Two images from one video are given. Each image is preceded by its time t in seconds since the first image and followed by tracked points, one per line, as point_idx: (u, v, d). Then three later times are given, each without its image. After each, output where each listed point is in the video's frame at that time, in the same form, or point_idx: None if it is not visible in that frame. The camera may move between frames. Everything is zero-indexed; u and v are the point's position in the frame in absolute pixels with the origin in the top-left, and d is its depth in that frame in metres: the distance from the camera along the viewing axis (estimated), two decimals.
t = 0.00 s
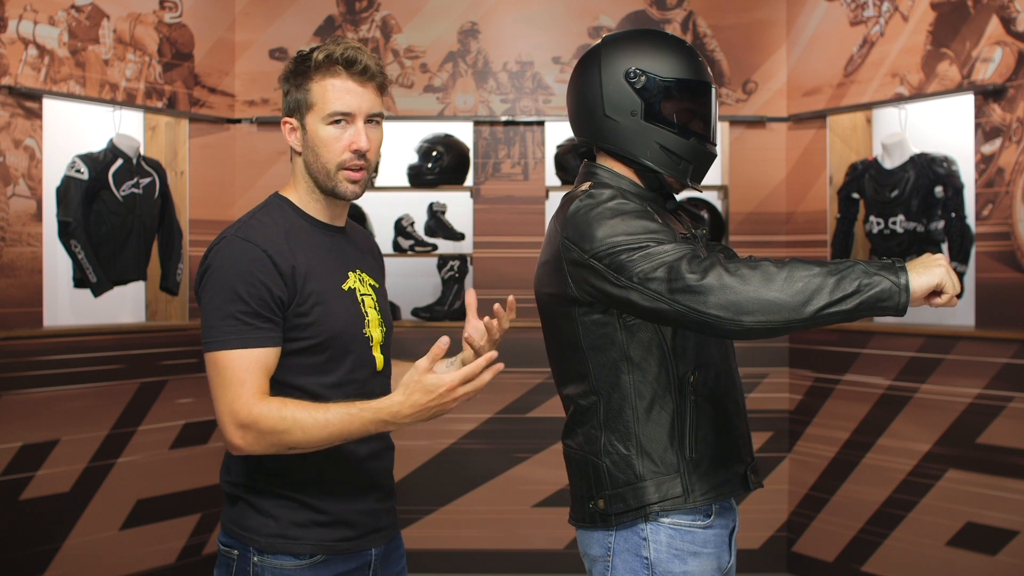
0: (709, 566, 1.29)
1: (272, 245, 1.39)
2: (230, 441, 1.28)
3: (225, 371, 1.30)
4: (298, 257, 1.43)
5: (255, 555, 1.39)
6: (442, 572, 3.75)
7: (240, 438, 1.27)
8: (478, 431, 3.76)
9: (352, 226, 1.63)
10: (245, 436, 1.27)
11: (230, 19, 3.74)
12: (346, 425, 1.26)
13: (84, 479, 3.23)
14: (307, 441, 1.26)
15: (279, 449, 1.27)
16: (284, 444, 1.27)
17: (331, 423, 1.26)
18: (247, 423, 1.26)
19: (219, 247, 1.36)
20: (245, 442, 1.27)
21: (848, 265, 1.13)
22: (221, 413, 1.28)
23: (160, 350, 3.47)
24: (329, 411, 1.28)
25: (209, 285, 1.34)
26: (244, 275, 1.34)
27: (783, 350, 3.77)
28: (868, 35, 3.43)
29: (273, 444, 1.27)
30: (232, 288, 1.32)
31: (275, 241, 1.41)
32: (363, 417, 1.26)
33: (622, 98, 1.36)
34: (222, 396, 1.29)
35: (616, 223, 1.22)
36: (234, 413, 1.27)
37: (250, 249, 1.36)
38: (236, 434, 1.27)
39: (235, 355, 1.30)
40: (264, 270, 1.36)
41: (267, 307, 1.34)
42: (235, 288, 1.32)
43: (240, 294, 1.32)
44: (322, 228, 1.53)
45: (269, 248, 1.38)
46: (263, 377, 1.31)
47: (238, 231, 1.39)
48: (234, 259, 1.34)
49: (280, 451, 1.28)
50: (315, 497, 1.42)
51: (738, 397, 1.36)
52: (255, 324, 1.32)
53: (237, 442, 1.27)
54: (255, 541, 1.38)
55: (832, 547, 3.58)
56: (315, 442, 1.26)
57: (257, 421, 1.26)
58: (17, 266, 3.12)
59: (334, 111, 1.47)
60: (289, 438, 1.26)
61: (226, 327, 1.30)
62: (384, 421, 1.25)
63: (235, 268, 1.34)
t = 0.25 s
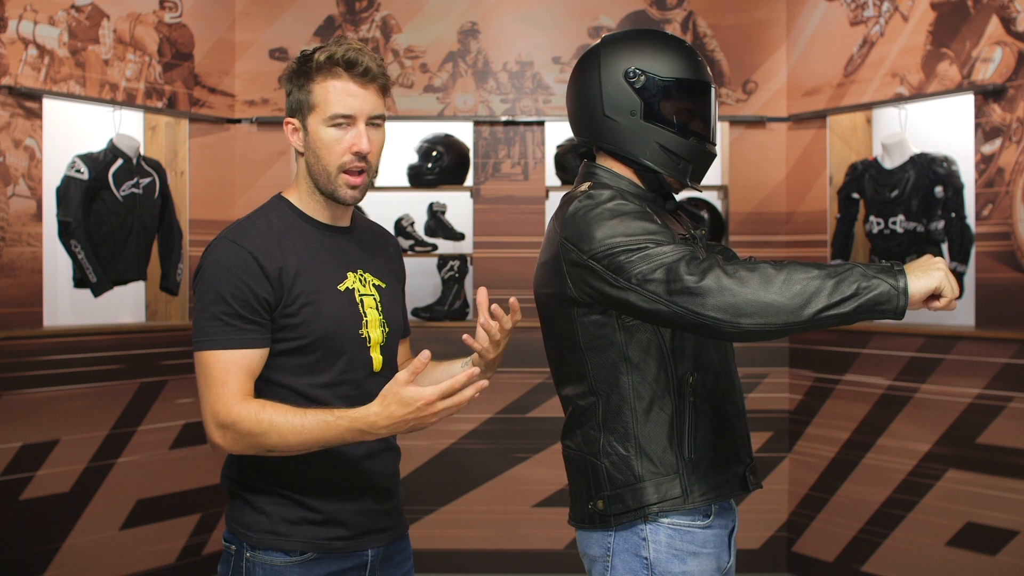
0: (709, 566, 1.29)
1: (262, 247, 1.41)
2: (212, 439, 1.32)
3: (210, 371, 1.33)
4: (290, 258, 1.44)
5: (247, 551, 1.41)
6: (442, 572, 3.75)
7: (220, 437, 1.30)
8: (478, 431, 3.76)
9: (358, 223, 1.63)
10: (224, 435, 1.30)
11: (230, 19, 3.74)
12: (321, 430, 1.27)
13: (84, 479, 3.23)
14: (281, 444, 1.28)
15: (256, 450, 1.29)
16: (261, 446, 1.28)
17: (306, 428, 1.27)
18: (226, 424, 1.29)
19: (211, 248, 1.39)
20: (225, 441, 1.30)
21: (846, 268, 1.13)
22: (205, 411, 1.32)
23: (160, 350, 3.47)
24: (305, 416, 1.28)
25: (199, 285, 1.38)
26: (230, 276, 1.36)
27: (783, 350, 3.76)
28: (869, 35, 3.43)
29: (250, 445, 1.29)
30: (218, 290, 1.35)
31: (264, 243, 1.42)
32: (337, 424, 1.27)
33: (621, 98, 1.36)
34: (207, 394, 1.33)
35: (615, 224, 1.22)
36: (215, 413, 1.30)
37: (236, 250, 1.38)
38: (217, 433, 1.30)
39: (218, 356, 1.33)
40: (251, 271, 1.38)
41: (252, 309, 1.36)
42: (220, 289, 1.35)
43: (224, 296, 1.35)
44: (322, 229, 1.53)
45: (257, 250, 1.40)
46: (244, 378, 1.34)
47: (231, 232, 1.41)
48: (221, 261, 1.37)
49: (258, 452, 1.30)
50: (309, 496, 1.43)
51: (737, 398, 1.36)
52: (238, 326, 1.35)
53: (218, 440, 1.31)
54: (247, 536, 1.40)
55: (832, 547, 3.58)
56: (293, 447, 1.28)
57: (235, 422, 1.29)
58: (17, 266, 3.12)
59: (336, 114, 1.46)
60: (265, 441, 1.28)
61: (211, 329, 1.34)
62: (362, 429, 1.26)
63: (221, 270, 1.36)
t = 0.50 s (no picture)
0: (708, 566, 1.29)
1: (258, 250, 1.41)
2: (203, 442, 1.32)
3: (201, 374, 1.33)
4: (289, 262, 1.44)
5: (250, 550, 1.41)
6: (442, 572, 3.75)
7: (210, 439, 1.30)
8: (478, 431, 3.76)
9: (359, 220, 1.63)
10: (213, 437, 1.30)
11: (230, 19, 3.74)
12: (307, 425, 1.27)
13: (84, 479, 3.23)
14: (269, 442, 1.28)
15: (246, 451, 1.29)
16: (249, 446, 1.28)
17: (292, 424, 1.27)
18: (215, 426, 1.29)
19: (207, 252, 1.40)
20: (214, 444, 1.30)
21: (846, 268, 1.13)
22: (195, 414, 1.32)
23: (160, 350, 3.47)
24: (291, 413, 1.29)
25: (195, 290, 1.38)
26: (224, 280, 1.36)
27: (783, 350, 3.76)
28: (869, 35, 3.43)
29: (239, 446, 1.29)
30: (212, 293, 1.35)
31: (261, 246, 1.42)
32: (321, 418, 1.27)
33: (621, 98, 1.36)
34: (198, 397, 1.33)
35: (615, 223, 1.22)
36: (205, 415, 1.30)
37: (231, 254, 1.38)
38: (207, 436, 1.30)
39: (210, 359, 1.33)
40: (246, 274, 1.38)
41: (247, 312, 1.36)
42: (214, 293, 1.35)
43: (218, 299, 1.35)
44: (325, 231, 1.52)
45: (252, 252, 1.40)
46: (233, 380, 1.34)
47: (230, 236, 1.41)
48: (215, 265, 1.37)
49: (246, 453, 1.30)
50: (312, 495, 1.43)
51: (737, 398, 1.36)
52: (231, 329, 1.35)
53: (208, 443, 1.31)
54: (250, 536, 1.41)
55: (832, 547, 3.58)
56: (282, 444, 1.28)
57: (223, 423, 1.29)
58: (17, 266, 3.12)
59: (367, 122, 1.46)
60: (253, 441, 1.28)
61: (205, 332, 1.34)
62: (347, 420, 1.25)
63: (214, 273, 1.37)
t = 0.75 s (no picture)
0: (708, 566, 1.29)
1: (266, 253, 1.40)
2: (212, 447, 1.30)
3: (212, 379, 1.32)
4: (296, 265, 1.44)
5: (258, 552, 1.41)
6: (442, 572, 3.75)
7: (220, 444, 1.29)
8: (478, 431, 3.76)
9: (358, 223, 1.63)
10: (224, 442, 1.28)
11: (230, 19, 3.74)
12: (322, 431, 1.26)
13: (84, 479, 3.23)
14: (282, 447, 1.27)
15: (258, 456, 1.28)
16: (261, 451, 1.27)
17: (309, 429, 1.27)
18: (227, 431, 1.28)
19: (214, 255, 1.38)
20: (224, 449, 1.29)
21: (847, 268, 1.13)
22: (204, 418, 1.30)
23: (160, 350, 3.47)
24: (306, 418, 1.28)
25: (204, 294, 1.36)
26: (235, 284, 1.35)
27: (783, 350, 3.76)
28: (868, 35, 3.43)
29: (250, 451, 1.28)
30: (223, 297, 1.34)
31: (270, 250, 1.42)
32: (337, 423, 1.26)
33: (622, 98, 1.36)
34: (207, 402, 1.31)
35: (616, 223, 1.22)
36: (216, 421, 1.29)
37: (242, 258, 1.38)
38: (216, 440, 1.29)
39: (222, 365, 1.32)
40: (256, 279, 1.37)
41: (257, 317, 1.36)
42: (225, 297, 1.34)
43: (231, 304, 1.34)
44: (326, 233, 1.52)
45: (260, 256, 1.39)
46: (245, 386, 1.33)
47: (234, 239, 1.40)
48: (225, 269, 1.36)
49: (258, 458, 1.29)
50: (319, 496, 1.43)
51: (737, 399, 1.36)
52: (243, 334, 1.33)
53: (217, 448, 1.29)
54: (259, 538, 1.40)
55: (832, 547, 3.58)
56: (295, 450, 1.28)
57: (236, 429, 1.28)
58: (17, 266, 3.12)
59: (377, 125, 1.46)
60: (266, 447, 1.27)
61: (214, 337, 1.32)
62: (361, 428, 1.25)
63: (225, 277, 1.35)
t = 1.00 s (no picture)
0: (708, 566, 1.29)
1: (277, 254, 1.40)
2: (241, 454, 1.31)
3: (235, 384, 1.31)
4: (304, 266, 1.43)
5: (267, 555, 1.40)
6: (442, 572, 3.75)
7: (251, 451, 1.30)
8: (478, 431, 3.76)
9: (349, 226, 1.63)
10: (257, 449, 1.30)
11: (230, 19, 3.74)
12: (359, 439, 1.34)
13: (84, 479, 3.23)
14: (319, 455, 1.32)
15: (289, 463, 1.32)
16: (296, 459, 1.32)
17: (346, 439, 1.34)
18: (261, 439, 1.29)
19: (224, 257, 1.37)
20: (254, 456, 1.30)
21: (848, 270, 1.13)
22: (228, 425, 1.30)
23: (160, 350, 3.47)
24: (341, 426, 1.35)
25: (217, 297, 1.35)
26: (253, 287, 1.34)
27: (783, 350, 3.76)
28: (868, 35, 3.43)
29: (283, 458, 1.31)
30: (240, 300, 1.33)
31: (280, 251, 1.41)
32: (373, 433, 1.35)
33: (623, 97, 1.36)
34: (228, 407, 1.31)
35: (616, 223, 1.22)
36: (246, 428, 1.29)
37: (256, 259, 1.37)
38: (246, 447, 1.30)
39: (245, 370, 1.31)
40: (270, 281, 1.37)
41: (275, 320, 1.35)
42: (243, 300, 1.33)
43: (250, 307, 1.33)
44: (325, 233, 1.51)
45: (272, 256, 1.39)
46: (272, 391, 1.33)
47: (241, 240, 1.39)
48: (241, 272, 1.35)
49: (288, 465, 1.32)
50: (327, 497, 1.42)
51: (738, 399, 1.36)
52: (261, 337, 1.33)
53: (246, 454, 1.30)
54: (268, 542, 1.39)
55: (832, 547, 3.58)
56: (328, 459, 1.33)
57: (273, 438, 1.30)
58: (17, 266, 3.12)
59: (386, 125, 1.46)
60: (301, 454, 1.31)
61: (233, 341, 1.32)
62: (394, 439, 1.37)
63: (240, 280, 1.34)
